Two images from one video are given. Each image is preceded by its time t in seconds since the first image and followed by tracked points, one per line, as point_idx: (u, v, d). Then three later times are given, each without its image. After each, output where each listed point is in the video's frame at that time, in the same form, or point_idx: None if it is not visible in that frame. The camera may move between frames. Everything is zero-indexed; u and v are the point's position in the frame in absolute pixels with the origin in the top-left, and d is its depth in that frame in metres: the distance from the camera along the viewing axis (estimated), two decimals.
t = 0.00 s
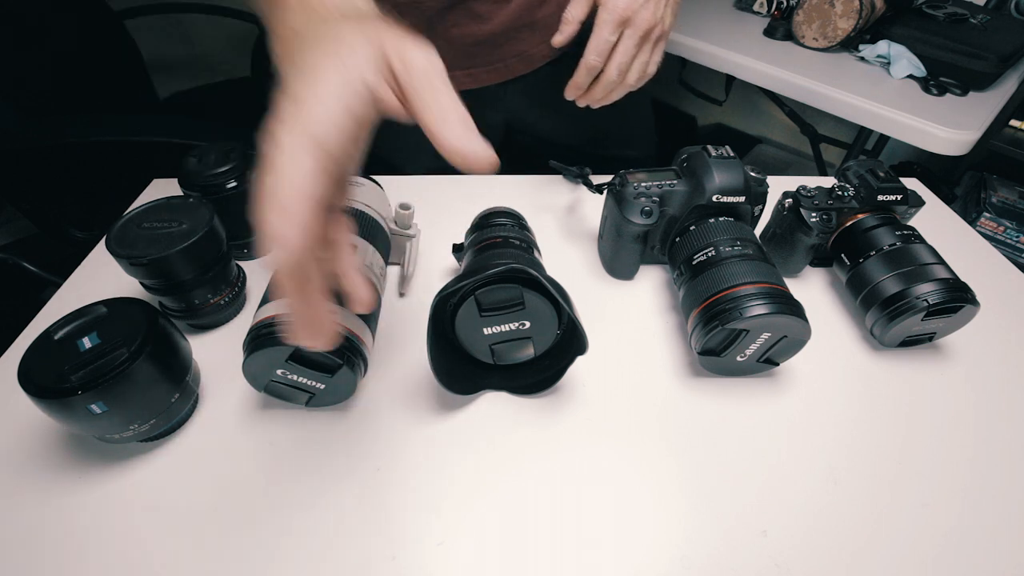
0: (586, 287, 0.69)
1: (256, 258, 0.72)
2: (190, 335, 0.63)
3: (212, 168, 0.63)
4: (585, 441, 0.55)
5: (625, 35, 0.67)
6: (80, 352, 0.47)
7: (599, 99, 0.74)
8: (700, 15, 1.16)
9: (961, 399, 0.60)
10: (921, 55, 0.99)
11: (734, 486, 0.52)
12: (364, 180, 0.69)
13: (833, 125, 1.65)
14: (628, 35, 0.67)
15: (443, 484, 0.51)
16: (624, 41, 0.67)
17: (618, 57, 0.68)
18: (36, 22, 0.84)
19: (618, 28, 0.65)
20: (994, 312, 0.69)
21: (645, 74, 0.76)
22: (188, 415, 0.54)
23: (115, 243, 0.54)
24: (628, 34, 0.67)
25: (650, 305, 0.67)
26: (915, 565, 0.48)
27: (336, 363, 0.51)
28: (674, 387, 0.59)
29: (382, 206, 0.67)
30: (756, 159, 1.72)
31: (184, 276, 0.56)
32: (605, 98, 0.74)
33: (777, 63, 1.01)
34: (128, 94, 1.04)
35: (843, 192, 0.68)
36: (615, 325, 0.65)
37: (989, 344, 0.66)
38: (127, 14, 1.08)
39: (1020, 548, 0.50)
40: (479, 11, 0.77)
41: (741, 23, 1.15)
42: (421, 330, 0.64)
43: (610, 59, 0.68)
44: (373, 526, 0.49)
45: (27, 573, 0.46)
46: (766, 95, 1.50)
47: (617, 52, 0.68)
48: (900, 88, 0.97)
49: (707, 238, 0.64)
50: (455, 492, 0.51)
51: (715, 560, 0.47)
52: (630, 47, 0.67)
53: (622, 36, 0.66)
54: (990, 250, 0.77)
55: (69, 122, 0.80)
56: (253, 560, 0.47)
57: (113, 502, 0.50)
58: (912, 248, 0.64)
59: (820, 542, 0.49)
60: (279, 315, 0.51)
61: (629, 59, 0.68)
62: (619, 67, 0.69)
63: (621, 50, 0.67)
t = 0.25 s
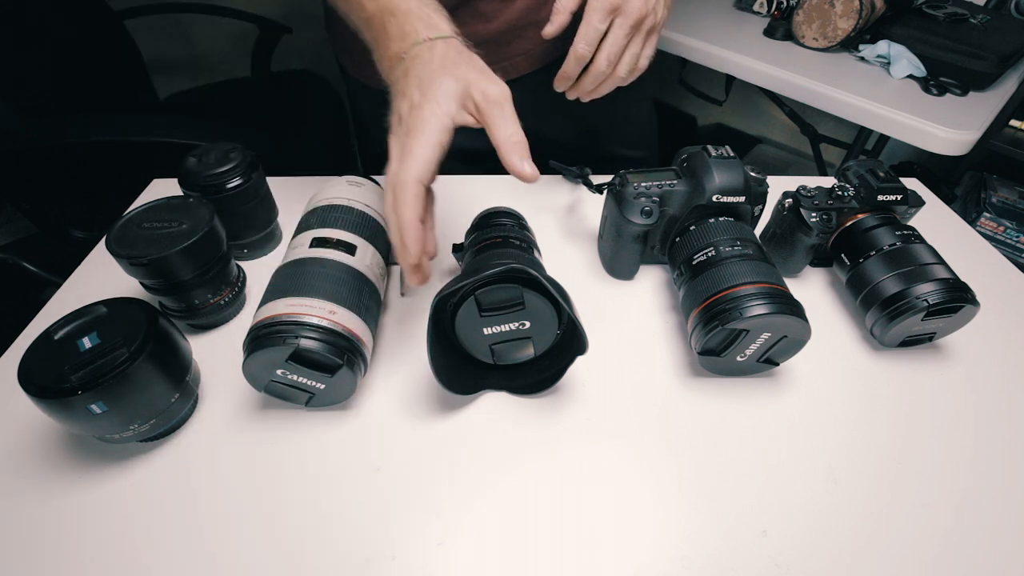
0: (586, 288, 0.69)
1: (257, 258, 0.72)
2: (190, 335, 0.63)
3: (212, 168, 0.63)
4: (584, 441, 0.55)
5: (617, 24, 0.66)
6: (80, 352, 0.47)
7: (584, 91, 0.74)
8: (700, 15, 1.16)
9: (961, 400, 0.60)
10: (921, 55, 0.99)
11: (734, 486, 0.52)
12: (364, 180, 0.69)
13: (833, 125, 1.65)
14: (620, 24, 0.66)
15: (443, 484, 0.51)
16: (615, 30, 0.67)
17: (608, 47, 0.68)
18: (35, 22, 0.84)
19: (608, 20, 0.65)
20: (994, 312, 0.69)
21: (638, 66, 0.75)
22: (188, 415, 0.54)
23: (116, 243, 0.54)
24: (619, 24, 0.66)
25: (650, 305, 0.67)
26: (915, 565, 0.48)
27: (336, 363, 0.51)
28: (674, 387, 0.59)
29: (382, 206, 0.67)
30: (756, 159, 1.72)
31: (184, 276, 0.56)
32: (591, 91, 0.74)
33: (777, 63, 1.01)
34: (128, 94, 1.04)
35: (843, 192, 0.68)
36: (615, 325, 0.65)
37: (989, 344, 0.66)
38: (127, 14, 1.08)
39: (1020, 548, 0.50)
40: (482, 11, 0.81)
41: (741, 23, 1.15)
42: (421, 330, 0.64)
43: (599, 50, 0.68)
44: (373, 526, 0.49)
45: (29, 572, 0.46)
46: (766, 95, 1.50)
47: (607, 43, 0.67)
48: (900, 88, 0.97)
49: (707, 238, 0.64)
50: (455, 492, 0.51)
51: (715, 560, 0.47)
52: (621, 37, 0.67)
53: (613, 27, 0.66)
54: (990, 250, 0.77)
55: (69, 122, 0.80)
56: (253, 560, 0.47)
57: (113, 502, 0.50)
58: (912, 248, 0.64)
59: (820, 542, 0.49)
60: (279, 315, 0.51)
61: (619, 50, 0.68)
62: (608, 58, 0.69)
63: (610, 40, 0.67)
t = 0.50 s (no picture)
0: (586, 288, 0.69)
1: (257, 258, 0.72)
2: (190, 335, 0.63)
3: (212, 168, 0.63)
4: (584, 441, 0.55)
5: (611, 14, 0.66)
6: (80, 352, 0.47)
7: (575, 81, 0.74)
8: (700, 15, 1.16)
9: (961, 400, 0.60)
10: (921, 55, 0.99)
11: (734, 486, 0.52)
12: (364, 180, 0.69)
13: (833, 125, 1.65)
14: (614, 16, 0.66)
15: (443, 484, 0.51)
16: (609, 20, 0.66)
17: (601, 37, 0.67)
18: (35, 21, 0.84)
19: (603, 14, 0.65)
20: (994, 312, 0.69)
21: (629, 59, 0.75)
22: (188, 414, 0.54)
23: (116, 243, 0.54)
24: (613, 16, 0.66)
25: (650, 305, 0.67)
26: (916, 565, 0.48)
27: (336, 363, 0.51)
28: (674, 387, 0.59)
29: (382, 205, 0.67)
30: (756, 159, 1.72)
31: (184, 276, 0.56)
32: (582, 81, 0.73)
33: (777, 63, 1.01)
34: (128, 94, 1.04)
35: (843, 192, 0.68)
36: (615, 325, 0.65)
37: (989, 344, 0.66)
38: (127, 14, 1.08)
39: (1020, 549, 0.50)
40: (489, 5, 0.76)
41: (741, 23, 1.15)
42: (421, 330, 0.64)
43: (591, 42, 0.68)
44: (372, 526, 0.49)
45: (29, 572, 0.46)
46: (766, 95, 1.50)
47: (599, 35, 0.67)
48: (900, 88, 0.97)
49: (707, 238, 0.64)
50: (455, 492, 0.51)
51: (715, 560, 0.47)
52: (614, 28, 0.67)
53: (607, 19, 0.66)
54: (990, 250, 0.77)
55: (69, 122, 0.80)
56: (253, 560, 0.47)
57: (114, 502, 0.50)
58: (912, 248, 0.64)
59: (820, 542, 0.49)
60: (279, 315, 0.51)
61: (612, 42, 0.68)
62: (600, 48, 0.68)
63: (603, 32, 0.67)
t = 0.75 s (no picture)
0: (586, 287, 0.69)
1: (257, 258, 0.72)
2: (190, 335, 0.63)
3: (212, 168, 0.63)
4: (585, 441, 0.55)
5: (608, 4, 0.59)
6: (80, 352, 0.47)
7: (581, 85, 0.59)
8: (700, 15, 1.16)
9: (961, 400, 0.60)
10: (921, 55, 1.00)
11: (734, 486, 0.52)
12: (364, 180, 0.69)
13: (833, 125, 1.65)
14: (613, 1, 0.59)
15: (443, 484, 0.51)
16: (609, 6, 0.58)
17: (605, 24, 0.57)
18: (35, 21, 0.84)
19: None
20: (994, 312, 0.69)
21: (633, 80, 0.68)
22: (188, 414, 0.54)
23: (115, 243, 0.54)
24: None
25: (650, 305, 0.67)
26: (916, 566, 0.48)
27: (336, 363, 0.51)
28: (674, 387, 0.59)
29: (382, 205, 0.67)
30: (756, 159, 1.72)
31: (184, 276, 0.56)
32: (589, 88, 0.60)
33: (777, 63, 1.01)
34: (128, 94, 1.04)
35: (843, 192, 0.68)
36: (615, 325, 0.65)
37: (989, 344, 0.66)
38: (127, 14, 1.08)
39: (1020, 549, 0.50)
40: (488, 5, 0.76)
41: (741, 23, 1.15)
42: (421, 330, 0.64)
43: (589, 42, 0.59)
44: (373, 526, 0.49)
45: (30, 572, 0.46)
46: (765, 95, 1.50)
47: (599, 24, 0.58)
48: (900, 88, 0.97)
49: (707, 238, 0.63)
50: (455, 493, 0.51)
51: (715, 560, 0.47)
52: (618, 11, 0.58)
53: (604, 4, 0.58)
54: (990, 250, 0.77)
55: (69, 122, 0.80)
56: (253, 560, 0.47)
57: (114, 502, 0.50)
58: (912, 248, 0.64)
59: (820, 542, 0.49)
60: (279, 315, 0.51)
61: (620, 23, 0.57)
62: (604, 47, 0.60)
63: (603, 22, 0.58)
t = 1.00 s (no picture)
0: (586, 287, 0.69)
1: (257, 258, 0.72)
2: (190, 335, 0.63)
3: (212, 168, 0.63)
4: (585, 440, 0.55)
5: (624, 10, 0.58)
6: (80, 352, 0.47)
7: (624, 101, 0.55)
8: (700, 15, 1.16)
9: (961, 399, 0.60)
10: (921, 55, 1.00)
11: (734, 485, 0.52)
12: (364, 180, 0.69)
13: (833, 125, 1.65)
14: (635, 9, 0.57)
15: (443, 484, 0.51)
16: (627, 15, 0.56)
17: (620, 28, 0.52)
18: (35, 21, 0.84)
19: None
20: (994, 312, 0.69)
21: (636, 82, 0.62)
22: (188, 414, 0.54)
23: (115, 243, 0.54)
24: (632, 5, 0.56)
25: (650, 305, 0.67)
26: (916, 565, 0.48)
27: (336, 363, 0.51)
28: (674, 387, 0.59)
29: (382, 205, 0.67)
30: (756, 159, 1.73)
31: (184, 276, 0.56)
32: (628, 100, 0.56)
33: (777, 63, 1.01)
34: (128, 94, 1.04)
35: (843, 193, 0.68)
36: (615, 325, 0.65)
37: (989, 344, 0.66)
38: (128, 14, 1.08)
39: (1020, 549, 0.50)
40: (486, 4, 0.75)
41: (741, 23, 1.15)
42: (421, 330, 0.64)
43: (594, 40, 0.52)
44: (373, 526, 0.49)
45: (30, 572, 0.46)
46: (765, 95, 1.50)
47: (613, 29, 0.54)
48: (900, 88, 0.97)
49: (707, 238, 0.63)
50: (455, 493, 0.51)
51: (715, 560, 0.48)
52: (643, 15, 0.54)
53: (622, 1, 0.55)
54: (990, 250, 0.77)
55: (69, 122, 0.80)
56: (253, 560, 0.47)
57: (114, 502, 0.50)
58: (912, 248, 0.64)
59: (820, 542, 0.49)
60: (279, 315, 0.51)
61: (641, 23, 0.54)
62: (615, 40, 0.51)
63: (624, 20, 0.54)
